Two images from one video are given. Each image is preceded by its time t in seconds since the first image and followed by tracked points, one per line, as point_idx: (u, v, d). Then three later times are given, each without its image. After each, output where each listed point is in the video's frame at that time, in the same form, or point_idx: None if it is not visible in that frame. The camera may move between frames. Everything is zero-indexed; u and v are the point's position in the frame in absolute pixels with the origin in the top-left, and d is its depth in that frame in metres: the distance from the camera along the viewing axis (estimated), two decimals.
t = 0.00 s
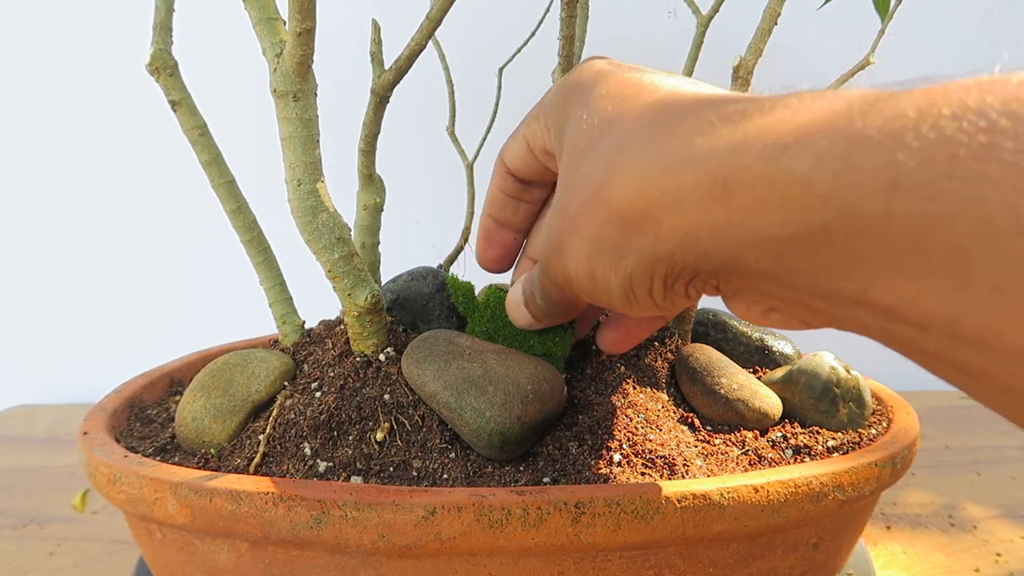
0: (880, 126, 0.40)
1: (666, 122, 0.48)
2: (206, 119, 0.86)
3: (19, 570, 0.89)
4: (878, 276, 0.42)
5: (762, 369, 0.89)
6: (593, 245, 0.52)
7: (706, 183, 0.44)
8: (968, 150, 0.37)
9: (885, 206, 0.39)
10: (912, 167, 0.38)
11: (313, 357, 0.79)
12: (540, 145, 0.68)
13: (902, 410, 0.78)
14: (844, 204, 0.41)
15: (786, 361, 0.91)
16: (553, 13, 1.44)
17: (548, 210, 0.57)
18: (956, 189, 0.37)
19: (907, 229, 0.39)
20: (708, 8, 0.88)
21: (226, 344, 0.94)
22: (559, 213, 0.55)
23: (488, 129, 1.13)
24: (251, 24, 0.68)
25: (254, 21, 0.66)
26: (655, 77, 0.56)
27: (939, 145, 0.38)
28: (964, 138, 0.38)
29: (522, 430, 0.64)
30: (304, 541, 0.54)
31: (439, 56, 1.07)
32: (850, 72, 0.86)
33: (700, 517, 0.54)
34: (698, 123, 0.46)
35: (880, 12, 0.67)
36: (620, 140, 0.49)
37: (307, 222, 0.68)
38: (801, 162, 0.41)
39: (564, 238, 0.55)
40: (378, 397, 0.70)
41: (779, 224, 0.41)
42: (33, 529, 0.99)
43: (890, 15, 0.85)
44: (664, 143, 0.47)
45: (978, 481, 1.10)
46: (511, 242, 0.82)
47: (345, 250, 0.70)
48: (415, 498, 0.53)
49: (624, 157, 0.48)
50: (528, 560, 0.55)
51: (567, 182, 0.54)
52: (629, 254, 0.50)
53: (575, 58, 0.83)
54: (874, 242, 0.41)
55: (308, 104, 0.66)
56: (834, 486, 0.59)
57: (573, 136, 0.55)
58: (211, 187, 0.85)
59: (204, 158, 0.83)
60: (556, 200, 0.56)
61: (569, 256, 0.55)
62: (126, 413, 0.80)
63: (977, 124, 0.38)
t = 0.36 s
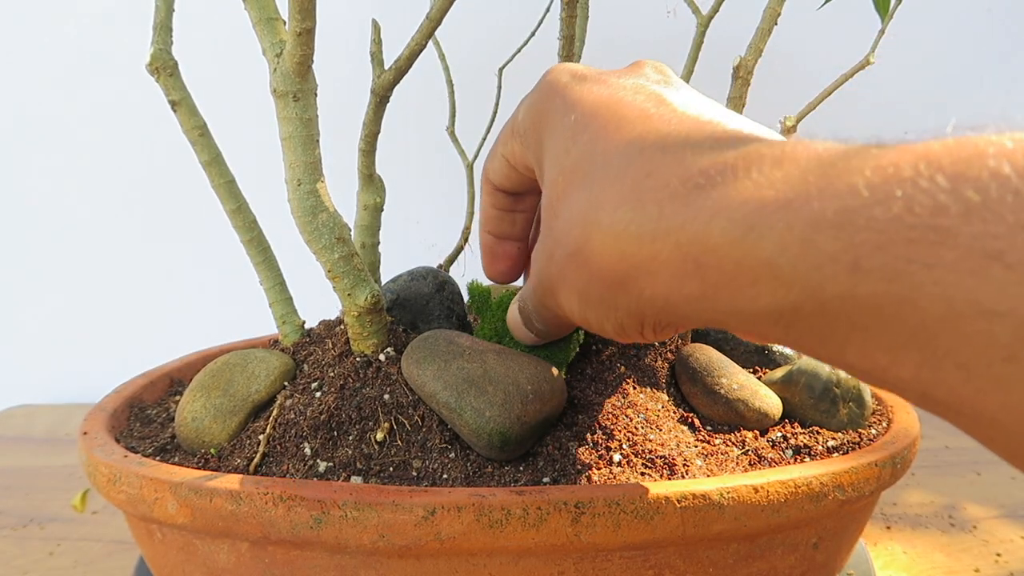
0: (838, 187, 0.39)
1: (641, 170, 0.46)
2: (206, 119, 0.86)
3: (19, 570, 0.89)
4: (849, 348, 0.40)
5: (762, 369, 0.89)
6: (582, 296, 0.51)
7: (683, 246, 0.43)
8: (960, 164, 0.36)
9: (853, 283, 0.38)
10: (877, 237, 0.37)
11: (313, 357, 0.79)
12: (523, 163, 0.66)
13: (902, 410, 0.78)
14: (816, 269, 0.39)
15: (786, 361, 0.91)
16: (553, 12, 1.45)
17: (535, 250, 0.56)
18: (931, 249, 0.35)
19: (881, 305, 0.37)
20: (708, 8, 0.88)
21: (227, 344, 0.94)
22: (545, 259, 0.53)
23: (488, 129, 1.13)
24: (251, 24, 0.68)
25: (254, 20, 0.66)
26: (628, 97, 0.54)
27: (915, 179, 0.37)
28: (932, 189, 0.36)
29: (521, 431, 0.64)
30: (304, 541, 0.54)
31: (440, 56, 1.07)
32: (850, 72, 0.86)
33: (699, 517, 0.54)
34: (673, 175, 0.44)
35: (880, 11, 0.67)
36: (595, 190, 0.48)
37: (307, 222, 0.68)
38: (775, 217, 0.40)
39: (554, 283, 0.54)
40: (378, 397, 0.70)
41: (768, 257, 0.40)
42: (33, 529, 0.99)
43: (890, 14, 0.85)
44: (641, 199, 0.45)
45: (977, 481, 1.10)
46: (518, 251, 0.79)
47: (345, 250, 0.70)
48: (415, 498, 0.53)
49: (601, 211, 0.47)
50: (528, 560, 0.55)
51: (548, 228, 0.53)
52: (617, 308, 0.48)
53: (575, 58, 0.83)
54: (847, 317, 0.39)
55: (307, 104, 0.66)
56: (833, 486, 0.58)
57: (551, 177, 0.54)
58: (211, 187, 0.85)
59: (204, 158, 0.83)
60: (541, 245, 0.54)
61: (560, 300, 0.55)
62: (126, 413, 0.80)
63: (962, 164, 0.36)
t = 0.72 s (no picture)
0: (816, 236, 0.39)
1: (630, 206, 0.45)
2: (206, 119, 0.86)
3: (19, 570, 0.89)
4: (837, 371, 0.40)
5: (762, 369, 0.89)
6: (576, 323, 0.51)
7: (672, 292, 0.43)
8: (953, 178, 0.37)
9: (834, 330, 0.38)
10: (854, 288, 0.37)
11: (313, 357, 0.79)
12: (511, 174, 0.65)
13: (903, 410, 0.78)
14: (800, 317, 0.39)
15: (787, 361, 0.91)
16: (554, 11, 1.45)
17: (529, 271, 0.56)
18: (907, 299, 0.36)
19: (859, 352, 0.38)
20: (708, 8, 0.88)
21: (227, 343, 0.94)
22: (539, 284, 0.53)
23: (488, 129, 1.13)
24: (251, 24, 0.68)
25: (254, 20, 0.66)
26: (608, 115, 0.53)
27: (890, 226, 0.37)
28: (905, 242, 0.36)
29: (521, 430, 0.64)
30: (304, 541, 0.54)
31: (440, 55, 1.07)
32: (850, 72, 0.85)
33: (699, 517, 0.54)
34: (662, 212, 0.44)
35: (880, 11, 0.67)
36: (586, 222, 0.47)
37: (307, 223, 0.68)
38: (758, 264, 0.40)
39: (550, 307, 0.54)
40: (378, 397, 0.70)
41: (753, 304, 0.40)
42: (33, 529, 0.99)
43: (891, 14, 0.84)
44: (633, 236, 0.44)
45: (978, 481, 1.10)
46: (513, 251, 0.79)
47: (345, 250, 0.70)
48: (415, 498, 0.53)
49: (593, 244, 0.46)
50: (528, 560, 0.55)
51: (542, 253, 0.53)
52: (610, 337, 0.49)
53: (575, 58, 0.83)
54: (830, 358, 0.39)
55: (307, 104, 0.66)
56: (833, 486, 0.58)
57: (542, 201, 0.53)
58: (211, 187, 0.85)
59: (204, 158, 0.83)
60: (535, 269, 0.54)
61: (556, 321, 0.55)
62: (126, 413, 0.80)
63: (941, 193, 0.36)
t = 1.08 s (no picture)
0: (828, 220, 0.39)
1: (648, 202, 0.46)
2: (206, 119, 0.86)
3: (19, 570, 0.89)
4: (837, 372, 0.40)
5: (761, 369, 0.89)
6: (584, 318, 0.51)
7: (692, 276, 0.43)
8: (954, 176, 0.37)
9: (844, 306, 0.38)
10: (865, 268, 0.38)
11: (313, 357, 0.79)
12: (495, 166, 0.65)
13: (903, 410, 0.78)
14: (813, 296, 0.39)
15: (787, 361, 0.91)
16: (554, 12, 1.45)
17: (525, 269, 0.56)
18: (912, 278, 0.36)
19: (866, 330, 0.38)
20: (708, 8, 0.88)
21: (228, 343, 0.94)
22: (540, 283, 0.54)
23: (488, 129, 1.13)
24: (251, 24, 0.68)
25: (254, 21, 0.66)
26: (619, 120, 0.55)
27: (895, 211, 0.37)
28: (911, 225, 0.37)
29: (522, 430, 0.64)
30: (304, 541, 0.54)
31: (440, 56, 1.07)
32: (850, 73, 0.85)
33: (699, 517, 0.54)
34: (678, 209, 0.45)
35: (880, 12, 0.67)
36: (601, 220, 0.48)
37: (307, 222, 0.68)
38: (775, 247, 0.40)
39: (550, 305, 0.54)
40: (378, 397, 0.70)
41: (767, 287, 0.41)
42: (33, 529, 0.99)
43: (890, 14, 0.84)
44: (651, 231, 0.45)
45: (978, 481, 1.10)
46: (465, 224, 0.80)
47: (345, 250, 0.70)
48: (415, 498, 0.53)
49: (610, 241, 0.47)
50: (528, 560, 0.55)
51: (545, 254, 0.53)
52: (622, 331, 0.49)
53: (575, 58, 0.83)
54: (845, 342, 0.39)
55: (307, 104, 0.66)
56: (833, 486, 0.59)
57: (543, 202, 0.53)
58: (211, 187, 0.85)
59: (204, 158, 0.83)
60: (532, 265, 0.54)
61: (560, 321, 0.54)
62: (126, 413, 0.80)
63: (943, 189, 0.37)
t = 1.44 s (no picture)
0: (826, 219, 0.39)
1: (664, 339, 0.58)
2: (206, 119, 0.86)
3: (19, 570, 0.89)
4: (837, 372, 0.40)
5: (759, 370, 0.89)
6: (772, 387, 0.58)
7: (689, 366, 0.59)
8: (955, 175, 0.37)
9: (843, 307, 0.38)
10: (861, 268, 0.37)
11: (313, 357, 0.79)
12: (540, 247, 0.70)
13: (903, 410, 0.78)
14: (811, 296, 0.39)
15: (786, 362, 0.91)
16: (553, 12, 1.45)
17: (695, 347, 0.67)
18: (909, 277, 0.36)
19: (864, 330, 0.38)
20: (708, 8, 0.88)
21: (227, 343, 0.94)
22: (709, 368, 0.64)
23: (488, 129, 1.13)
24: (251, 24, 0.68)
25: (253, 20, 0.66)
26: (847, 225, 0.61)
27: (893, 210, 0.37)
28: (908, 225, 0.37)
29: (522, 430, 0.64)
30: (304, 541, 0.54)
31: (440, 56, 1.07)
32: (850, 73, 0.85)
33: (699, 517, 0.54)
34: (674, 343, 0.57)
35: (880, 12, 0.67)
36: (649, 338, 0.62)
37: (307, 223, 0.68)
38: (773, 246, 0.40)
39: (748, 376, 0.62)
40: (378, 397, 0.70)
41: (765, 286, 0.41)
42: (33, 529, 0.99)
43: (890, 14, 0.84)
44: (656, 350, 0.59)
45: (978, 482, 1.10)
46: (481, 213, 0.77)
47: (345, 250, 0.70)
48: (415, 498, 0.52)
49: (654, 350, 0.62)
50: (528, 560, 0.55)
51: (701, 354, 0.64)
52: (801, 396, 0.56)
53: (575, 58, 0.83)
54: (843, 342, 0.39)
55: (307, 104, 0.65)
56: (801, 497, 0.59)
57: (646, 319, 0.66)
58: (211, 187, 0.85)
59: (204, 158, 0.83)
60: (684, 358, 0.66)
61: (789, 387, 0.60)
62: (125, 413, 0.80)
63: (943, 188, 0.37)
